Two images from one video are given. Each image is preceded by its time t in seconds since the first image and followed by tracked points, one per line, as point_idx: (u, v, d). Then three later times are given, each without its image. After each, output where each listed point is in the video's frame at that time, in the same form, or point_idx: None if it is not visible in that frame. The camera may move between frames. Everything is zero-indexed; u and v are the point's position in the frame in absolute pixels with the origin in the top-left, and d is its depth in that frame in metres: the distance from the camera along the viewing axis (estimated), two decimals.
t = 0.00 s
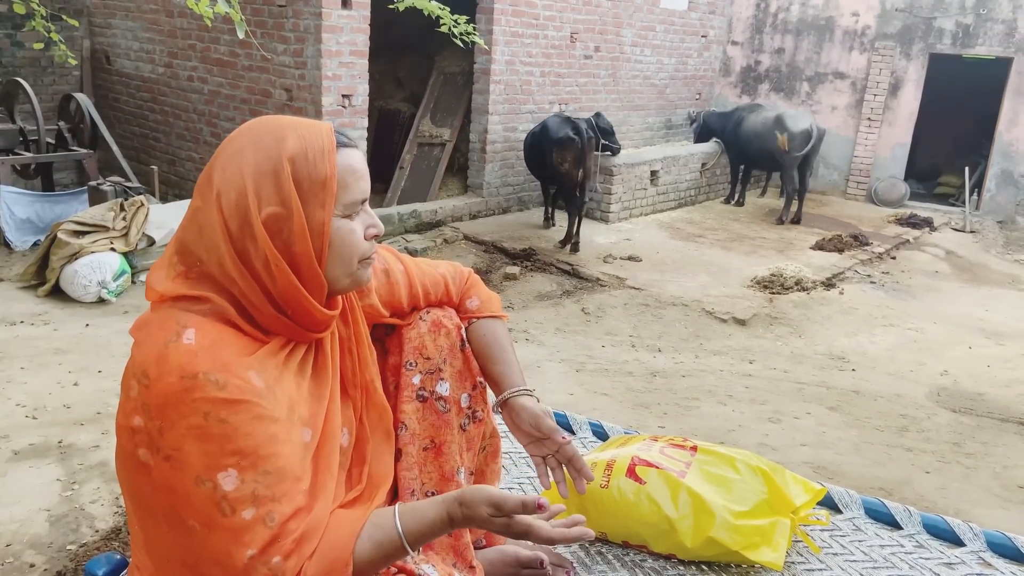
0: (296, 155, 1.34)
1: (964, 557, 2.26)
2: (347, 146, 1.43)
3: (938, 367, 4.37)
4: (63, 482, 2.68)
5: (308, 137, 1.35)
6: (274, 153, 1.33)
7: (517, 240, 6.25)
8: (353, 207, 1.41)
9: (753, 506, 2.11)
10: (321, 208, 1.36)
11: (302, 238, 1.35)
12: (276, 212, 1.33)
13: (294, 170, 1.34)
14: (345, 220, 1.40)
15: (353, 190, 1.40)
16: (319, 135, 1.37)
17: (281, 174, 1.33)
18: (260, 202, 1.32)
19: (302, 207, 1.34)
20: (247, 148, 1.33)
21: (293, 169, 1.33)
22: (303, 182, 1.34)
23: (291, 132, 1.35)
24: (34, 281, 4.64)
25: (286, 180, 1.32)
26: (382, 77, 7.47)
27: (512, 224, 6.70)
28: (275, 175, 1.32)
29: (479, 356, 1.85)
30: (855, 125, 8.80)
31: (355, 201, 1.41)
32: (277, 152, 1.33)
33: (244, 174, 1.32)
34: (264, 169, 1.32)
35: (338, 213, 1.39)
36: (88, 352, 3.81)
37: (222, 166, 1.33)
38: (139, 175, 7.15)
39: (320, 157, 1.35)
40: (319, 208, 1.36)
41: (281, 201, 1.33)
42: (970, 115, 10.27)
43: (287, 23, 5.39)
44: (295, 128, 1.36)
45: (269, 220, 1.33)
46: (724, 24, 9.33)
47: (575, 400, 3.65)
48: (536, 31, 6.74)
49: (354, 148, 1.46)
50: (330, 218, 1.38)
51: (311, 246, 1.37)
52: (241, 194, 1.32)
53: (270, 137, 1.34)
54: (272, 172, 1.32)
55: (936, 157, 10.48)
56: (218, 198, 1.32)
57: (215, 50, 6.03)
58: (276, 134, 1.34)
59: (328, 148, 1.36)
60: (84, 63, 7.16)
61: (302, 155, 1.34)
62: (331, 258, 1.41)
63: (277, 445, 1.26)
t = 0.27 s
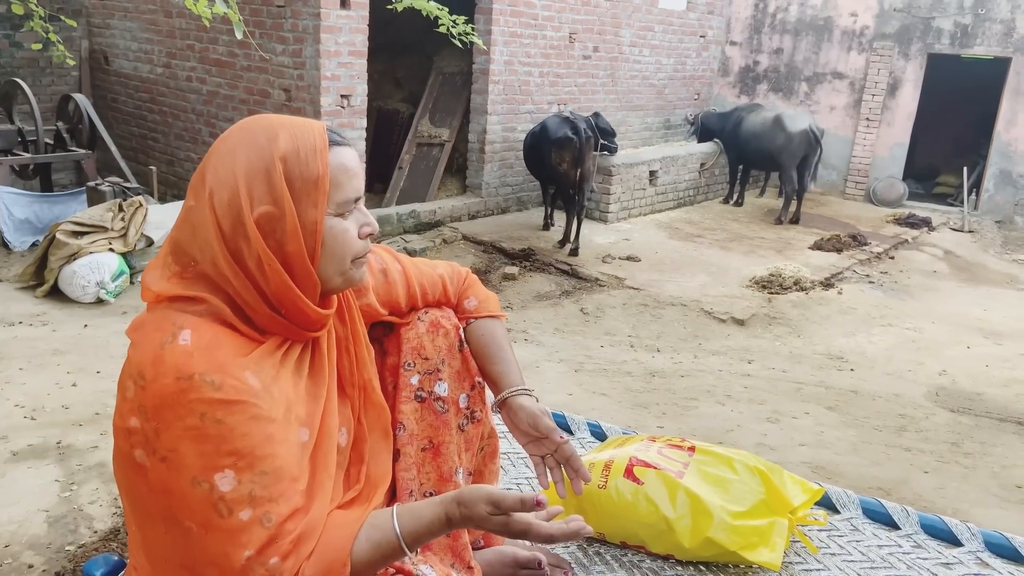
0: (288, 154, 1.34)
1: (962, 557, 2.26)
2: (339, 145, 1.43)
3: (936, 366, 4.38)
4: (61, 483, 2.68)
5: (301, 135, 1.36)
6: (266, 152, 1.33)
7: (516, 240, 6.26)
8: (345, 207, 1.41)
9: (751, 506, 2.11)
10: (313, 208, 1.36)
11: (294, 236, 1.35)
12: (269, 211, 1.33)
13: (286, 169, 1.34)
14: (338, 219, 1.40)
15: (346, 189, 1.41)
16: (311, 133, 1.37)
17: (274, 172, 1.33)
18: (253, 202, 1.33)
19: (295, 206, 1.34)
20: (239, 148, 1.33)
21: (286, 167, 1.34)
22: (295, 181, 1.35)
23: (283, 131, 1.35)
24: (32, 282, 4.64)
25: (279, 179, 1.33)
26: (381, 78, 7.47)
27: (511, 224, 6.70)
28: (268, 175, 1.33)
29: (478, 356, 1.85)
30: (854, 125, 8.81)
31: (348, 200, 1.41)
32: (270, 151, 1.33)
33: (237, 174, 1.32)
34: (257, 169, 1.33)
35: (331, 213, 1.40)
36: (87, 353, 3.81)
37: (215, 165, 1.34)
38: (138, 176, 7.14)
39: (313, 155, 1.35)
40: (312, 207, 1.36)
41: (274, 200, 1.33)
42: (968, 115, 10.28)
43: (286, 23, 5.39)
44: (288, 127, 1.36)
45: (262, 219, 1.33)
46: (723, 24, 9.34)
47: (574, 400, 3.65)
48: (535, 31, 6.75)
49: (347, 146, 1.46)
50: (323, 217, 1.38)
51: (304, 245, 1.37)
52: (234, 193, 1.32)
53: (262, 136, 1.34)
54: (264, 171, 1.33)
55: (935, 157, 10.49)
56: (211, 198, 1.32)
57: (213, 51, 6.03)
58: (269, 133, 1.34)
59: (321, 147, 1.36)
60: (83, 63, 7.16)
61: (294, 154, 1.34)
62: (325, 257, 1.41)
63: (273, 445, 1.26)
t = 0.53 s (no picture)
0: (284, 155, 1.34)
1: (959, 557, 2.27)
2: (336, 147, 1.43)
3: (934, 366, 4.38)
4: (60, 484, 2.68)
5: (298, 137, 1.36)
6: (262, 153, 1.33)
7: (514, 240, 6.26)
8: (341, 209, 1.41)
9: (748, 506, 2.12)
10: (309, 209, 1.36)
11: (289, 238, 1.35)
12: (264, 211, 1.33)
13: (282, 171, 1.34)
14: (333, 221, 1.40)
15: (343, 191, 1.40)
16: (308, 134, 1.37)
17: (269, 173, 1.33)
18: (249, 202, 1.33)
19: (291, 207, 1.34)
20: (235, 149, 1.34)
21: (282, 169, 1.34)
22: (291, 182, 1.35)
23: (279, 132, 1.35)
24: (31, 283, 4.63)
25: (275, 181, 1.33)
26: (379, 78, 7.47)
27: (509, 225, 6.71)
28: (264, 176, 1.33)
29: (475, 356, 1.85)
30: (852, 125, 8.82)
31: (345, 202, 1.41)
32: (266, 152, 1.33)
33: (234, 174, 1.32)
34: (253, 169, 1.33)
35: (327, 214, 1.39)
36: (85, 353, 3.81)
37: (211, 166, 1.34)
38: (136, 176, 7.14)
39: (309, 157, 1.35)
40: (308, 209, 1.36)
41: (270, 200, 1.33)
42: (967, 115, 10.29)
43: (284, 23, 5.39)
44: (284, 128, 1.36)
45: (257, 220, 1.33)
46: (721, 24, 9.34)
47: (572, 401, 3.65)
48: (533, 32, 6.75)
49: (345, 148, 1.45)
50: (319, 219, 1.38)
51: (299, 246, 1.37)
52: (230, 194, 1.32)
53: (258, 137, 1.34)
54: (260, 172, 1.33)
55: (933, 157, 10.50)
56: (207, 199, 1.33)
57: (212, 51, 6.03)
58: (265, 134, 1.34)
59: (317, 148, 1.36)
60: (81, 63, 7.16)
61: (290, 155, 1.34)
62: (320, 259, 1.41)
63: (271, 446, 1.26)
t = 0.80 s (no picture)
0: (289, 160, 1.34)
1: (957, 557, 2.27)
2: (347, 158, 1.41)
3: (933, 366, 4.38)
4: (58, 484, 2.68)
5: (303, 143, 1.36)
6: (267, 157, 1.33)
7: (513, 240, 6.26)
8: (342, 219, 1.39)
9: (746, 507, 2.12)
10: (308, 217, 1.36)
11: (286, 244, 1.35)
12: (264, 215, 1.33)
13: (285, 175, 1.34)
14: (333, 231, 1.39)
15: (344, 202, 1.39)
16: (316, 141, 1.37)
17: (273, 178, 1.33)
18: (249, 206, 1.33)
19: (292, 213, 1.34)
20: (242, 151, 1.34)
21: (285, 174, 1.34)
22: (293, 188, 1.35)
23: (286, 136, 1.35)
24: (29, 283, 4.63)
25: (277, 186, 1.33)
26: (378, 78, 7.47)
27: (508, 225, 6.71)
28: (267, 180, 1.33)
29: (473, 353, 1.85)
30: (851, 125, 8.83)
31: (346, 213, 1.39)
32: (270, 156, 1.34)
33: (238, 177, 1.33)
34: (257, 173, 1.33)
35: (326, 223, 1.38)
36: (83, 353, 3.81)
37: (218, 168, 1.35)
38: (135, 176, 7.14)
39: (315, 165, 1.35)
40: (307, 216, 1.36)
41: (271, 205, 1.33)
42: (965, 115, 10.30)
43: (282, 23, 5.39)
44: (291, 133, 1.36)
45: (255, 224, 1.33)
46: (720, 24, 9.34)
47: (571, 401, 3.65)
48: (532, 32, 6.75)
49: (355, 159, 1.44)
50: (317, 227, 1.37)
51: (295, 252, 1.37)
52: (232, 196, 1.33)
53: (265, 140, 1.35)
54: (263, 175, 1.33)
55: (931, 157, 10.51)
56: (212, 201, 1.34)
57: (210, 51, 6.03)
58: (271, 138, 1.35)
59: (323, 158, 1.36)
60: (79, 63, 7.16)
61: (295, 161, 1.34)
62: (315, 266, 1.40)
63: (265, 452, 1.26)
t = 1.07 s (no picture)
0: (278, 160, 1.34)
1: (956, 557, 2.27)
2: (338, 159, 1.40)
3: (932, 367, 4.39)
4: (57, 484, 2.68)
5: (293, 143, 1.36)
6: (256, 158, 1.34)
7: (512, 240, 6.26)
8: (333, 221, 1.38)
9: (746, 506, 2.12)
10: (297, 218, 1.35)
11: (274, 245, 1.35)
12: (254, 216, 1.33)
13: (275, 176, 1.34)
14: (323, 232, 1.38)
15: (335, 203, 1.38)
16: (307, 142, 1.37)
17: (262, 178, 1.33)
18: (239, 206, 1.33)
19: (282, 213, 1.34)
20: (234, 152, 1.35)
21: (274, 174, 1.34)
22: (283, 189, 1.34)
23: (277, 137, 1.36)
24: (28, 283, 4.62)
25: (266, 186, 1.33)
26: (378, 78, 7.47)
27: (507, 225, 6.71)
28: (256, 181, 1.33)
29: (474, 358, 1.85)
30: (850, 126, 8.83)
31: (337, 214, 1.38)
32: (260, 156, 1.34)
33: (229, 179, 1.34)
34: (247, 173, 1.34)
35: (315, 224, 1.37)
36: (83, 353, 3.81)
37: (211, 169, 1.36)
38: (134, 176, 7.13)
39: (305, 166, 1.35)
40: (296, 217, 1.35)
41: (261, 205, 1.33)
42: (964, 115, 10.31)
43: (282, 23, 5.39)
44: (283, 133, 1.36)
45: (244, 224, 1.34)
46: (719, 25, 9.35)
47: (570, 401, 3.65)
48: (532, 32, 6.75)
49: (348, 160, 1.43)
50: (307, 228, 1.37)
51: (284, 253, 1.36)
52: (223, 196, 1.34)
53: (256, 141, 1.35)
54: (253, 175, 1.33)
55: (931, 157, 10.51)
56: (204, 201, 1.35)
57: (209, 51, 6.02)
58: (263, 138, 1.35)
59: (314, 158, 1.35)
60: (79, 63, 7.15)
61: (285, 161, 1.34)
62: (305, 268, 1.39)
63: (257, 454, 1.26)
